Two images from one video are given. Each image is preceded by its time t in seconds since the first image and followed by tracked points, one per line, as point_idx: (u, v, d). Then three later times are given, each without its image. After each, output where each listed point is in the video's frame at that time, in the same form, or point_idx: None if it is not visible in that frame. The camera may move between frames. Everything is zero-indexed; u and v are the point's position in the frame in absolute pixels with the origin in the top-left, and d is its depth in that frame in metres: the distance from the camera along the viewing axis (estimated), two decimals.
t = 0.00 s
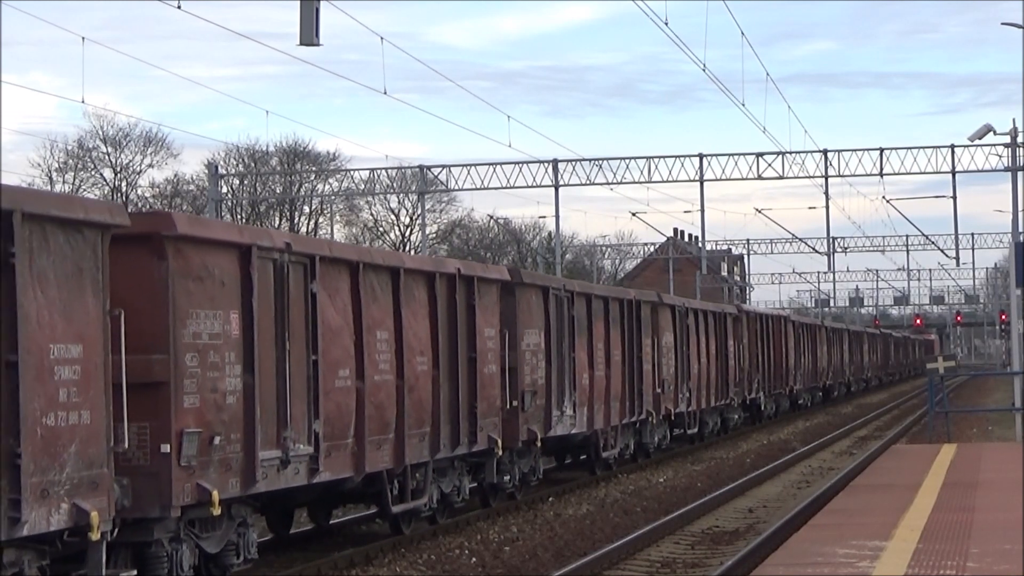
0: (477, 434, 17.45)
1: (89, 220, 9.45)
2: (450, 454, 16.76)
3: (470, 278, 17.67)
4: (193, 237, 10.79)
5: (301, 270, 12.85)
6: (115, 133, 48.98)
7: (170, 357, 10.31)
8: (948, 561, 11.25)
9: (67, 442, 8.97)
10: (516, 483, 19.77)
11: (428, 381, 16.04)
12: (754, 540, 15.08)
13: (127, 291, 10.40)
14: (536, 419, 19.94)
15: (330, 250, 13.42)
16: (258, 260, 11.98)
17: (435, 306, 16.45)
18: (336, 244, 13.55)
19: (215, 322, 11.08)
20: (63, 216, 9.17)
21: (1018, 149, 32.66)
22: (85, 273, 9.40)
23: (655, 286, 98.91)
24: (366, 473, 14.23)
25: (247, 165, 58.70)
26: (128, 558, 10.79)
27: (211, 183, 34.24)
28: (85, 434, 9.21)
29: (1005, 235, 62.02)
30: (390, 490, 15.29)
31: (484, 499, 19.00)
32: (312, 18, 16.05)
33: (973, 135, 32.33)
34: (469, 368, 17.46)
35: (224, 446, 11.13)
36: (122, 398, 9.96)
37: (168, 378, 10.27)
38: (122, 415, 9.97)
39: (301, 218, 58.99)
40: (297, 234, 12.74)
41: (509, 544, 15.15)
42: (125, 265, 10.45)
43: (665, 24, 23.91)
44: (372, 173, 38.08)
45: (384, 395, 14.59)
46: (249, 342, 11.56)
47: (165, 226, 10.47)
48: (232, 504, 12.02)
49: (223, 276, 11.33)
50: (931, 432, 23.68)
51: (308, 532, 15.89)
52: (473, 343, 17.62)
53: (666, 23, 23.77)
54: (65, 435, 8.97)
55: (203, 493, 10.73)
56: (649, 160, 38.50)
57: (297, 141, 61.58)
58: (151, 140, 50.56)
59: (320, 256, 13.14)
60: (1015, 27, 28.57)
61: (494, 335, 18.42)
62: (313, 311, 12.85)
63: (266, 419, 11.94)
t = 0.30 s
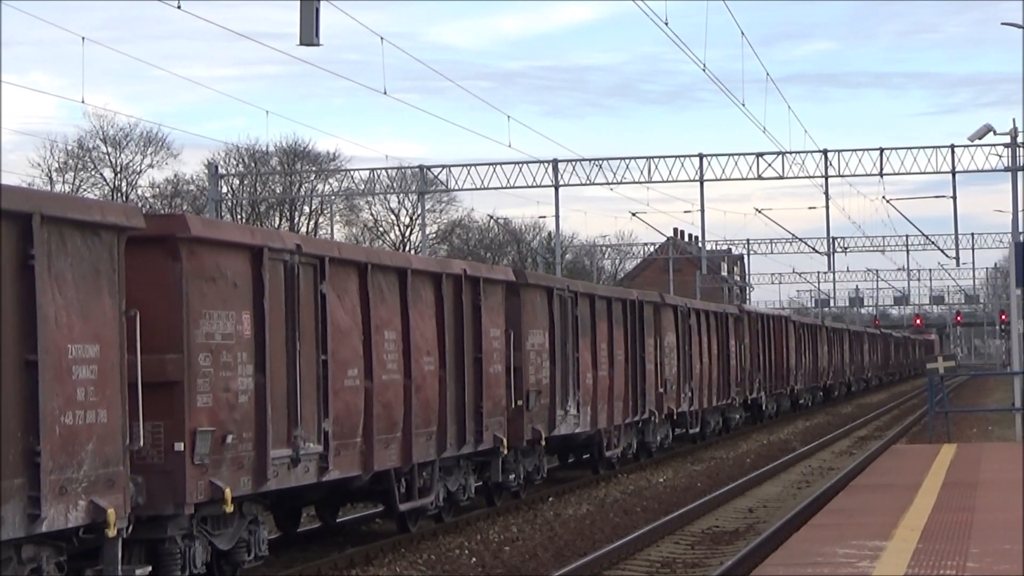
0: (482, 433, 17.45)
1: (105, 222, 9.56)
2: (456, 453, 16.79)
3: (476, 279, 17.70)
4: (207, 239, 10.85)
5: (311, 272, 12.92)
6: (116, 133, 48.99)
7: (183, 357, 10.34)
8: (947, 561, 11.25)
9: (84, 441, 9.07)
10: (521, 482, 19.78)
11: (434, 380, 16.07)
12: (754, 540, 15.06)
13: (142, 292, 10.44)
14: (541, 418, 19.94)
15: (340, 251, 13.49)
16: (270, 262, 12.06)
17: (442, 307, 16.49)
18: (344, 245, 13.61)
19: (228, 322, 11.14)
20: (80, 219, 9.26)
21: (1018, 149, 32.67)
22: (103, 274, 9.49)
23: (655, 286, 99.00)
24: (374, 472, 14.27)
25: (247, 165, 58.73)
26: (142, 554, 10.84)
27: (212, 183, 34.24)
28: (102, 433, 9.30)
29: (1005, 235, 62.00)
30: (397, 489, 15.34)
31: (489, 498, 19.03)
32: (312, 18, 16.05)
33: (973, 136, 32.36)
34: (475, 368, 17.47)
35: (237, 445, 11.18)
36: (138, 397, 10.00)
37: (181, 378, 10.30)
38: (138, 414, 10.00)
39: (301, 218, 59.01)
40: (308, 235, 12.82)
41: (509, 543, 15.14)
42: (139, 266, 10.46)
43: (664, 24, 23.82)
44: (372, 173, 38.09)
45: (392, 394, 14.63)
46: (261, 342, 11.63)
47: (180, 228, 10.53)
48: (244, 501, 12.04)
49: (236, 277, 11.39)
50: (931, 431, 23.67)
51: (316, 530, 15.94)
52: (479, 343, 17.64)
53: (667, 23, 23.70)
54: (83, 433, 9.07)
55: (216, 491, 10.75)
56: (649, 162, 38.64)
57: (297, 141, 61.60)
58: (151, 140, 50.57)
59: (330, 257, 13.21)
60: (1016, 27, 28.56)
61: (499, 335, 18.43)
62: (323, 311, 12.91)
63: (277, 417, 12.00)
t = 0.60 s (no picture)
0: (488, 432, 17.49)
1: (123, 225, 9.76)
2: (463, 452, 16.84)
3: (482, 280, 17.74)
4: (221, 242, 11.04)
5: (321, 272, 13.07)
6: (116, 133, 48.99)
7: (198, 357, 10.55)
8: (947, 561, 11.26)
9: (102, 439, 9.25)
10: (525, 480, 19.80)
11: (442, 380, 16.16)
12: (754, 540, 15.07)
13: (158, 294, 10.65)
14: (545, 418, 19.97)
15: (349, 253, 13.63)
16: (282, 264, 12.22)
17: (449, 307, 16.56)
18: (354, 246, 13.74)
19: (241, 323, 11.32)
20: (100, 223, 9.46)
21: (1018, 149, 32.72)
22: (120, 276, 9.69)
23: (654, 286, 99.02)
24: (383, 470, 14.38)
25: (247, 165, 58.73)
26: (156, 551, 10.98)
27: (211, 183, 34.25)
28: (119, 431, 9.48)
29: (1005, 236, 61.96)
30: (405, 487, 15.42)
31: (495, 497, 19.09)
32: (312, 17, 16.06)
33: (973, 135, 32.39)
34: (481, 368, 17.52)
35: (249, 443, 11.35)
36: (155, 396, 10.20)
37: (196, 377, 10.52)
38: (154, 413, 10.18)
39: (301, 218, 59.02)
40: (319, 237, 12.96)
41: (509, 544, 15.16)
42: (155, 268, 10.68)
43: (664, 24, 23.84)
44: (372, 173, 38.11)
45: (400, 394, 14.74)
46: (273, 343, 11.81)
47: (195, 230, 10.73)
48: (255, 499, 12.15)
49: (248, 278, 11.57)
50: (931, 431, 23.66)
51: (323, 528, 16.05)
52: (484, 343, 17.66)
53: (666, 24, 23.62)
54: (102, 432, 9.26)
55: (229, 489, 10.90)
56: (649, 162, 39.11)
57: (297, 141, 61.60)
58: (151, 140, 50.57)
59: (340, 258, 13.37)
60: (1015, 28, 28.66)
61: (504, 335, 18.45)
62: (332, 312, 13.06)
63: (289, 416, 12.16)
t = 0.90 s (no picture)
0: (493, 430, 17.49)
1: (138, 227, 9.92)
2: (469, 450, 16.85)
3: (488, 281, 17.78)
4: (232, 243, 11.14)
5: (329, 273, 13.16)
6: (116, 133, 49.00)
7: (211, 356, 10.63)
8: (947, 561, 11.25)
9: (119, 437, 9.40)
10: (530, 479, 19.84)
11: (448, 379, 16.17)
12: (754, 540, 15.07)
13: (171, 295, 10.75)
14: (549, 417, 19.97)
15: (357, 253, 13.70)
16: (292, 265, 12.32)
17: (455, 308, 16.58)
18: (362, 247, 13.81)
19: (252, 323, 11.41)
20: (115, 225, 9.62)
21: (1018, 149, 32.72)
22: (135, 277, 9.83)
23: (654, 286, 99.05)
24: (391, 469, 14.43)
25: (247, 165, 58.75)
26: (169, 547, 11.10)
27: (212, 183, 34.24)
28: (135, 430, 9.63)
29: (1005, 236, 61.94)
30: (413, 485, 15.47)
31: (499, 495, 19.13)
32: (312, 17, 16.06)
33: (974, 135, 32.40)
34: (486, 368, 17.52)
35: (260, 442, 11.42)
36: (169, 396, 10.31)
37: (209, 377, 10.59)
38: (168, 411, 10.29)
39: (301, 218, 59.04)
40: (327, 239, 13.04)
41: (509, 544, 15.16)
42: (167, 269, 10.79)
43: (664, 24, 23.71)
44: (372, 173, 38.12)
45: (408, 393, 14.76)
46: (284, 343, 11.88)
47: (206, 232, 10.84)
48: (266, 497, 12.24)
49: (260, 279, 11.66)
50: (931, 431, 23.66)
51: (329, 526, 16.09)
52: (490, 343, 17.68)
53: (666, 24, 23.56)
54: (118, 431, 9.40)
55: (241, 486, 10.99)
56: (649, 162, 38.85)
57: (297, 141, 61.60)
58: (151, 140, 50.56)
59: (348, 259, 13.44)
60: (1014, 27, 28.59)
61: (509, 335, 18.47)
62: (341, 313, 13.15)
63: (299, 415, 12.22)
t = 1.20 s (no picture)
0: (499, 430, 17.51)
1: (155, 229, 10.02)
2: (475, 449, 16.88)
3: (493, 281, 17.80)
4: (245, 244, 11.25)
5: (339, 274, 13.24)
6: (116, 133, 48.99)
7: (224, 356, 10.75)
8: (948, 561, 11.25)
9: (136, 436, 9.49)
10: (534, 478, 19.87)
11: (455, 379, 16.21)
12: (754, 540, 15.07)
13: (185, 296, 10.87)
14: (554, 416, 19.97)
15: (366, 254, 13.77)
16: (303, 266, 12.41)
17: (462, 309, 16.61)
18: (371, 248, 13.89)
19: (265, 323, 11.53)
20: (133, 227, 9.73)
21: (1018, 149, 32.67)
22: (151, 278, 9.94)
23: (654, 286, 99.07)
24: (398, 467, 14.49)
25: (247, 165, 58.75)
26: (183, 544, 11.19)
27: (211, 183, 34.23)
28: (151, 429, 9.73)
29: (1004, 236, 61.88)
30: (420, 483, 15.53)
31: (504, 494, 19.18)
32: (313, 17, 16.05)
33: (973, 136, 32.36)
34: (492, 368, 17.55)
35: (272, 441, 11.54)
36: (184, 395, 10.42)
37: (222, 377, 10.71)
38: (184, 410, 10.40)
39: (301, 218, 59.03)
40: (337, 239, 13.13)
41: (509, 543, 15.15)
42: (180, 271, 10.90)
43: (665, 24, 23.52)
44: (372, 173, 38.10)
45: (415, 393, 14.82)
46: (295, 343, 11.98)
47: (219, 234, 10.96)
48: (277, 494, 12.35)
49: (271, 280, 11.77)
50: (930, 431, 23.63)
51: (336, 524, 16.14)
52: (496, 344, 17.71)
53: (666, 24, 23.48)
54: (135, 429, 9.49)
55: (254, 484, 11.14)
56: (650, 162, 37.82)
57: (297, 141, 61.57)
58: (151, 140, 50.55)
59: (357, 260, 13.52)
60: (1014, 28, 28.48)
61: (514, 335, 18.49)
62: (350, 313, 13.23)
63: (310, 413, 12.31)
